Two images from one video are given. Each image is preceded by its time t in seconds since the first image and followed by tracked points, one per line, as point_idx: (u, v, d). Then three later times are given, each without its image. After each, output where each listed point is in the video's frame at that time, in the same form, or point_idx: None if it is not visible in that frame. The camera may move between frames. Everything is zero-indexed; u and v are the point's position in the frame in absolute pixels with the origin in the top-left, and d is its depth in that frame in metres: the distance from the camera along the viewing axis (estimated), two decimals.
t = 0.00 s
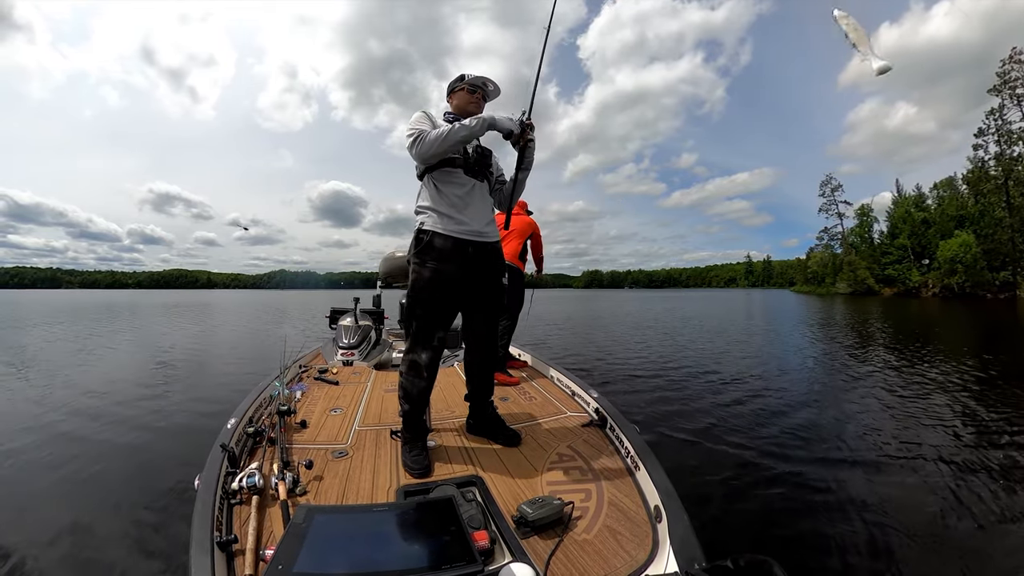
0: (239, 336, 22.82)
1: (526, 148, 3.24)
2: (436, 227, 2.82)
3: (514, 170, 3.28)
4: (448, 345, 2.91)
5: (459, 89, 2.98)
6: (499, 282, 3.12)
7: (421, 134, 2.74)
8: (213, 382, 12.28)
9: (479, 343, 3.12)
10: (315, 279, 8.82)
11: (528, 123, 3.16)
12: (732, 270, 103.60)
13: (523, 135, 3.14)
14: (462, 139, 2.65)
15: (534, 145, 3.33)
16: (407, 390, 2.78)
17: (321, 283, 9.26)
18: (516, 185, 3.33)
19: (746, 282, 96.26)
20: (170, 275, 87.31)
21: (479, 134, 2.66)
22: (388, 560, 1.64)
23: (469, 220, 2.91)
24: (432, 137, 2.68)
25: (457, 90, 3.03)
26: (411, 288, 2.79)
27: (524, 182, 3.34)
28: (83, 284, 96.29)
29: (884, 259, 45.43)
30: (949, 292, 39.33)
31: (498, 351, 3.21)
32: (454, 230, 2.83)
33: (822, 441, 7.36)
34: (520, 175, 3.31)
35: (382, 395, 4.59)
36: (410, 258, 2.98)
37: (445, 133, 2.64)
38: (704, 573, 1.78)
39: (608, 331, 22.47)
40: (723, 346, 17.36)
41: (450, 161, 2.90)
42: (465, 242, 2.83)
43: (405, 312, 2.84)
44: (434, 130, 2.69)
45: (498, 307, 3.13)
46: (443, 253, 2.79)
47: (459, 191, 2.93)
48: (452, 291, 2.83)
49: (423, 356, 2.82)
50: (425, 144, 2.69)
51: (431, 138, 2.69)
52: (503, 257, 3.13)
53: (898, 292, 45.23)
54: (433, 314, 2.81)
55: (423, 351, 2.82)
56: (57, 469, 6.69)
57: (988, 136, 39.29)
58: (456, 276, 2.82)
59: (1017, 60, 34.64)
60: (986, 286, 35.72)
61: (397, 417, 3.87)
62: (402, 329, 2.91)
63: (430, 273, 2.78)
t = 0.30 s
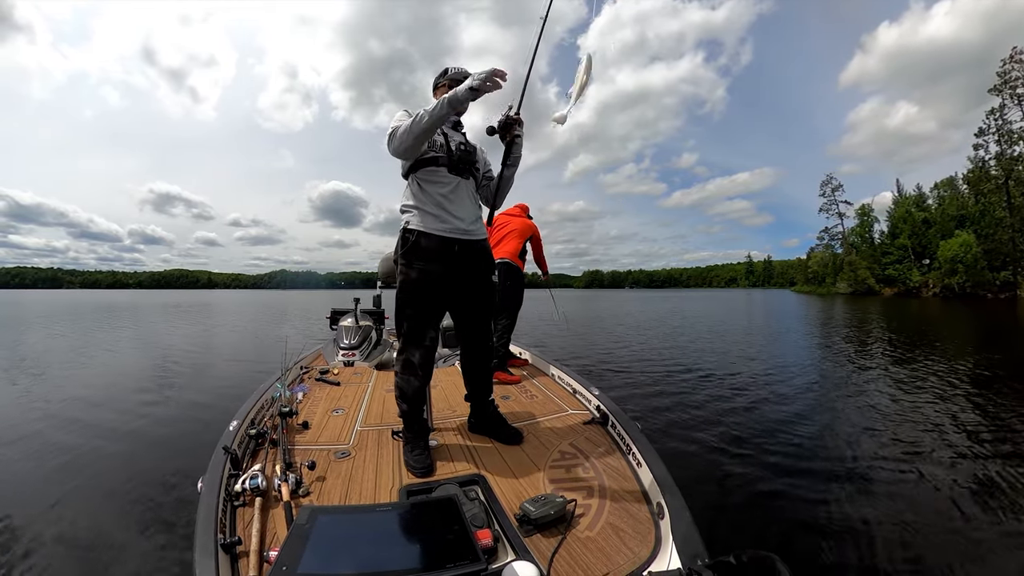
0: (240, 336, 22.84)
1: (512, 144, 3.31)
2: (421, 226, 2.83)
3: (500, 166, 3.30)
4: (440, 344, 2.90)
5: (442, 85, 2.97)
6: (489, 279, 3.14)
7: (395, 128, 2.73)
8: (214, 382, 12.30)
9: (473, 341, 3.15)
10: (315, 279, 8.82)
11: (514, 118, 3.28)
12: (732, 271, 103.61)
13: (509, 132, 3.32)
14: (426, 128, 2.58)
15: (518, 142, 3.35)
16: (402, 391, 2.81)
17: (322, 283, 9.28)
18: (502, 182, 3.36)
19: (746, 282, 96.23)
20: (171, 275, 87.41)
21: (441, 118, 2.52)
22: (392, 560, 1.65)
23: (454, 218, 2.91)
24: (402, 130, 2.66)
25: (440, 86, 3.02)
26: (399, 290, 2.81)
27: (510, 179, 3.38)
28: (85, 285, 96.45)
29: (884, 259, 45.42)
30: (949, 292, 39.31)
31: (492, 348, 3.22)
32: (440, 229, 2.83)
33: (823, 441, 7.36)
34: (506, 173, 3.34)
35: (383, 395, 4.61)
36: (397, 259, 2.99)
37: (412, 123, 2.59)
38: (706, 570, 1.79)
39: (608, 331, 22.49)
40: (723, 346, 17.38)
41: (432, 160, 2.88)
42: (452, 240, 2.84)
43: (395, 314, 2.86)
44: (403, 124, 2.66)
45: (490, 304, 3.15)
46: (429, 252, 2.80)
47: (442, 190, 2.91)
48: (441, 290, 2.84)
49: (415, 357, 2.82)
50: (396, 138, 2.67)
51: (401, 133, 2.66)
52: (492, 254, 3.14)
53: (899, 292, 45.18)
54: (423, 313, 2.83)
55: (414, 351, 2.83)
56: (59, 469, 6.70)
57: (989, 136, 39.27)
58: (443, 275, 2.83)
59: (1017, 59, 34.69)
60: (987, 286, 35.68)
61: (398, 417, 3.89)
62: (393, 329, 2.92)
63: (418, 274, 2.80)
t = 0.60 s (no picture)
0: (240, 336, 22.83)
1: (508, 143, 3.32)
2: (417, 226, 2.84)
3: (496, 166, 3.31)
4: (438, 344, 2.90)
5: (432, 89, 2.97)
6: (487, 278, 3.14)
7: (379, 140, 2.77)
8: (214, 382, 12.31)
9: (472, 340, 3.15)
10: (315, 279, 8.81)
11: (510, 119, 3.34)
12: (733, 271, 103.50)
13: (506, 132, 3.33)
14: (401, 130, 2.57)
15: (515, 141, 3.35)
16: (402, 391, 2.82)
17: (322, 283, 9.29)
18: (499, 181, 3.38)
19: (747, 282, 96.19)
20: (171, 275, 87.48)
21: (412, 112, 2.51)
22: (394, 560, 1.66)
23: (450, 217, 2.91)
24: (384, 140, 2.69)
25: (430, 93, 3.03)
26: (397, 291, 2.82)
27: (506, 178, 3.39)
28: (86, 284, 96.53)
29: (885, 259, 45.39)
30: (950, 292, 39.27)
31: (492, 347, 3.23)
32: (436, 229, 2.84)
33: (823, 440, 7.36)
34: (502, 172, 3.36)
35: (384, 395, 4.61)
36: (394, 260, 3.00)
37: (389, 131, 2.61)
38: (707, 569, 1.79)
39: (609, 331, 22.49)
40: (723, 346, 17.37)
41: (426, 162, 2.91)
42: (449, 240, 2.85)
43: (393, 314, 2.88)
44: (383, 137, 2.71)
45: (489, 304, 3.15)
46: (426, 252, 2.81)
47: (436, 191, 2.92)
48: (439, 289, 2.84)
49: (414, 357, 2.83)
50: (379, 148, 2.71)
51: (384, 145, 2.69)
52: (490, 254, 3.14)
53: (899, 292, 45.10)
54: (421, 313, 2.83)
55: (413, 350, 2.83)
56: (60, 469, 6.71)
57: (989, 136, 39.24)
58: (441, 275, 2.83)
59: (1017, 59, 34.68)
60: (987, 286, 35.62)
61: (399, 417, 3.90)
62: (392, 329, 2.94)
63: (414, 273, 2.81)
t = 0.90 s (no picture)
0: (241, 336, 22.85)
1: (509, 141, 3.32)
2: (417, 227, 2.84)
3: (497, 165, 3.30)
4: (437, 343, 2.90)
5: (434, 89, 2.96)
6: (486, 278, 3.13)
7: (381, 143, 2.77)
8: (214, 382, 12.32)
9: (471, 340, 3.16)
10: (316, 279, 8.81)
11: (512, 117, 3.34)
12: (733, 271, 103.41)
13: (507, 130, 3.33)
14: (403, 131, 2.59)
15: (516, 139, 3.35)
16: (402, 390, 2.82)
17: (323, 283, 9.32)
18: (500, 181, 3.38)
19: (747, 282, 96.23)
20: (172, 275, 87.56)
21: (416, 112, 2.55)
22: (392, 559, 1.66)
23: (450, 218, 2.90)
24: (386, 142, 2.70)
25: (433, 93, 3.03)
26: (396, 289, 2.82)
27: (508, 177, 3.39)
28: (87, 284, 96.69)
29: (885, 259, 45.40)
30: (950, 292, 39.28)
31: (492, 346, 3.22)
32: (435, 229, 2.84)
33: (823, 440, 7.36)
34: (504, 171, 3.36)
35: (384, 395, 4.60)
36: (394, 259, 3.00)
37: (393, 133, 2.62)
38: (705, 571, 1.78)
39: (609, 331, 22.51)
40: (724, 347, 17.35)
41: (426, 164, 2.91)
42: (448, 240, 2.84)
43: (393, 313, 2.89)
44: (383, 139, 2.72)
45: (488, 303, 3.14)
46: (425, 251, 2.80)
47: (437, 193, 2.91)
48: (438, 289, 2.84)
49: (413, 355, 2.83)
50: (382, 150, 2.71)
51: (385, 149, 2.70)
52: (490, 255, 3.14)
53: (899, 292, 45.06)
54: (420, 312, 2.83)
55: (412, 350, 2.83)
56: (60, 468, 6.71)
57: (990, 135, 39.20)
58: (441, 274, 2.83)
59: (1018, 59, 34.72)
60: (987, 286, 35.62)
61: (398, 417, 3.89)
62: (392, 328, 2.95)
63: (413, 272, 2.80)
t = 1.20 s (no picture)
0: (241, 336, 22.86)
1: (512, 142, 3.32)
2: (421, 227, 2.83)
3: (500, 166, 3.30)
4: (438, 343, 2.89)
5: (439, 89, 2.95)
6: (488, 278, 3.13)
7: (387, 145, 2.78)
8: (214, 382, 12.32)
9: (472, 340, 3.15)
10: (316, 279, 8.82)
11: (515, 119, 3.34)
12: (734, 270, 103.30)
13: (510, 131, 3.33)
14: (416, 130, 2.58)
15: (519, 140, 3.35)
16: (402, 389, 2.81)
17: (324, 283, 9.33)
18: (503, 181, 3.38)
19: (748, 283, 96.18)
20: (173, 275, 87.66)
21: (430, 112, 2.56)
22: (391, 559, 1.66)
23: (453, 219, 2.90)
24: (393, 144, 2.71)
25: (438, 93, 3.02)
26: (399, 288, 2.82)
27: (510, 178, 3.39)
28: (88, 284, 96.81)
29: (885, 259, 45.35)
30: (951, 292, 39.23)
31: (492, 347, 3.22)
32: (438, 229, 2.83)
33: (824, 441, 7.37)
34: (507, 172, 3.35)
35: (383, 395, 4.60)
36: (397, 258, 3.00)
37: (400, 136, 2.63)
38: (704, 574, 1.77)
39: (610, 332, 22.52)
40: (724, 347, 17.34)
41: (431, 166, 2.90)
42: (451, 240, 2.84)
43: (395, 312, 2.88)
44: (390, 140, 2.71)
45: (490, 304, 3.14)
46: (428, 251, 2.80)
47: (440, 194, 2.91)
48: (440, 289, 2.84)
49: (414, 354, 2.83)
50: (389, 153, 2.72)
51: (392, 151, 2.70)
52: (492, 255, 3.13)
53: (900, 292, 44.95)
54: (422, 312, 2.83)
55: (413, 349, 2.83)
56: (60, 468, 6.72)
57: (991, 135, 39.09)
58: (444, 274, 2.83)
59: (1018, 59, 34.71)
60: (987, 286, 35.58)
61: (397, 417, 3.89)
62: (393, 328, 2.95)
63: (416, 272, 2.80)
